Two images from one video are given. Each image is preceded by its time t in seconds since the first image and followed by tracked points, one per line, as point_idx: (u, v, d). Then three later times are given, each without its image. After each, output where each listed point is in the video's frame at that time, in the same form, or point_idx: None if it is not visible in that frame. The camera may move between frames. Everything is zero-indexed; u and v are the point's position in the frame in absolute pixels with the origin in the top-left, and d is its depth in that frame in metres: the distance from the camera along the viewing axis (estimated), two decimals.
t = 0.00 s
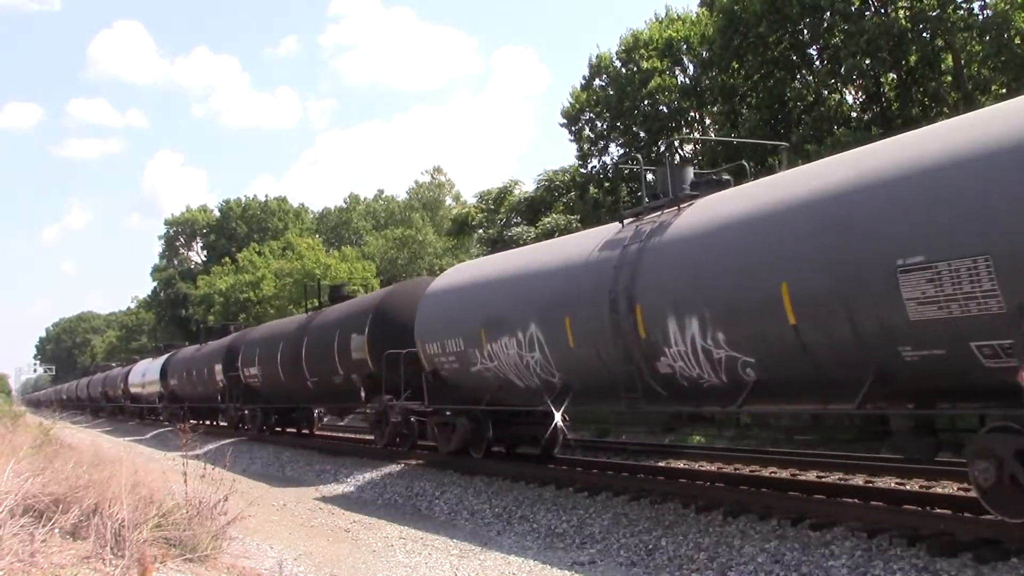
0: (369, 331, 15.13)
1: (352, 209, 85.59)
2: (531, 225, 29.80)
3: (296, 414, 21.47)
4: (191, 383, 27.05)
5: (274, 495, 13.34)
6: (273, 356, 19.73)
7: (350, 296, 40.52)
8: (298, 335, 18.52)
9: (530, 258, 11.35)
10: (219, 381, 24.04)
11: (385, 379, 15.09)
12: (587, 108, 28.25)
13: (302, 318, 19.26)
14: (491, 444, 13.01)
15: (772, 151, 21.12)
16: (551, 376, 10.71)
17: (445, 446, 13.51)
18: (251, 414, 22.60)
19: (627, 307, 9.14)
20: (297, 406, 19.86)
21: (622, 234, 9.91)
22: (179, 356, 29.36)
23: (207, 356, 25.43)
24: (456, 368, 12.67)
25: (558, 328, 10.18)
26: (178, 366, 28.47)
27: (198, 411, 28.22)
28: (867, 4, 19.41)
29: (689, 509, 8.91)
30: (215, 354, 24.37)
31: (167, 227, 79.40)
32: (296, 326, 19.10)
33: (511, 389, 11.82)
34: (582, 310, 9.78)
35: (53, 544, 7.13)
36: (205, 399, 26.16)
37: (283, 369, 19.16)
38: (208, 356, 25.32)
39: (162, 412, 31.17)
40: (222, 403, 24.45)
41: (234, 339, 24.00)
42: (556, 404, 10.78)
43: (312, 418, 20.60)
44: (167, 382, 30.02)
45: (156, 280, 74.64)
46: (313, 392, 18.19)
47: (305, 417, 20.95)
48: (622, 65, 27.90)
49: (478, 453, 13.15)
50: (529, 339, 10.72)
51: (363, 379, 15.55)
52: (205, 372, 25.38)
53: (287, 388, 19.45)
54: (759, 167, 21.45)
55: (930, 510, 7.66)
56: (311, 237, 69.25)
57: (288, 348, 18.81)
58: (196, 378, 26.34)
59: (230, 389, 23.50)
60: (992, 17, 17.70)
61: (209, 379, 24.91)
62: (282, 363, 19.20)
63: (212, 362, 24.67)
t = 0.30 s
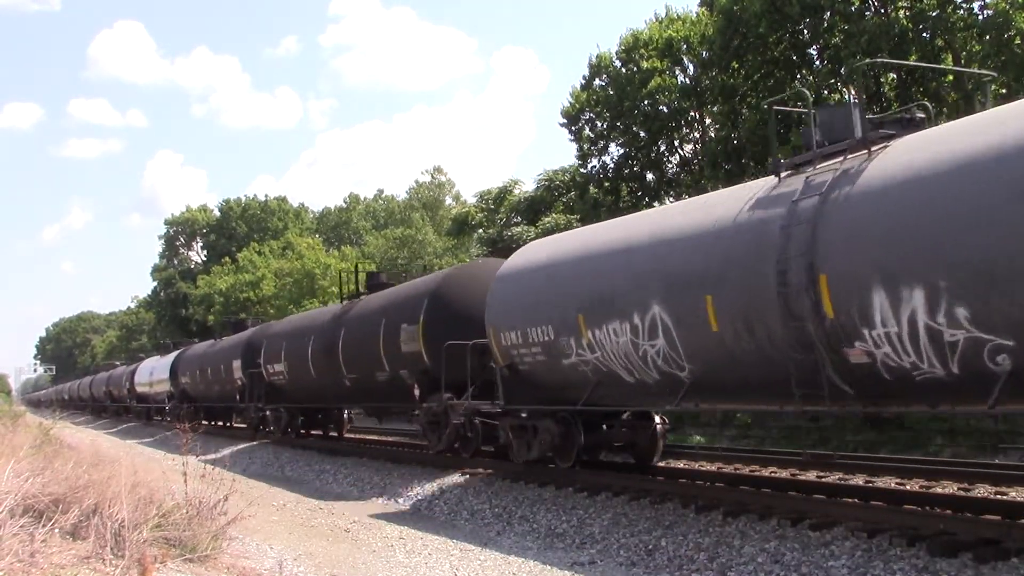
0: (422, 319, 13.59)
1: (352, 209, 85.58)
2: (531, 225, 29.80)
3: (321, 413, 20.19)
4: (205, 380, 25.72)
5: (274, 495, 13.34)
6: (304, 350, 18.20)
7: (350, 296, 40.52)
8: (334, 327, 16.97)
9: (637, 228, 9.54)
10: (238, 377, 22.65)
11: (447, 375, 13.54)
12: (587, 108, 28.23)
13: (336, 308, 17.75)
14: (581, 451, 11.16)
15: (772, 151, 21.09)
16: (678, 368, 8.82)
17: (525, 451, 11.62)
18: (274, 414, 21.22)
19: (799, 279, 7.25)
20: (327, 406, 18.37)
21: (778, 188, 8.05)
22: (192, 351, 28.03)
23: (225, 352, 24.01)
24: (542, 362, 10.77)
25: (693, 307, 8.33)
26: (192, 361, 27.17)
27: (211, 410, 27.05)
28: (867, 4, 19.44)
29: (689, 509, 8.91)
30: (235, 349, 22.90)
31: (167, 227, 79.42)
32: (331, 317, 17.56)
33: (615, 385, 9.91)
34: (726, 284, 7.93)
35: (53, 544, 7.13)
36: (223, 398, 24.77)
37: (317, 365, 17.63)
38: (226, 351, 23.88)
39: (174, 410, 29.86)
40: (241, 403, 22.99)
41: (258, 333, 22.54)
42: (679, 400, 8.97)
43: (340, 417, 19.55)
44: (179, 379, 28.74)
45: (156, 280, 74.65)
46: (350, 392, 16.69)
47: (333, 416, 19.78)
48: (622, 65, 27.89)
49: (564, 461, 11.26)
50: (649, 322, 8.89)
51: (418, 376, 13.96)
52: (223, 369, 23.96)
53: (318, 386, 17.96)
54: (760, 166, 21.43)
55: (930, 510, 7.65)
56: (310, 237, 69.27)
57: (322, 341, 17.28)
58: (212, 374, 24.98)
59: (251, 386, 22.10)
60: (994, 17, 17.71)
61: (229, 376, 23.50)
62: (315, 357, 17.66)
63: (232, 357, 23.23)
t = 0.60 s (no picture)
0: (493, 302, 11.87)
1: (352, 209, 85.54)
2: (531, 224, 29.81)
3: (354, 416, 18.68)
4: (222, 378, 24.24)
5: (273, 495, 13.34)
6: (343, 344, 16.49)
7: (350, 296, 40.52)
8: (379, 317, 15.29)
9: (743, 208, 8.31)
10: (260, 376, 21.09)
11: (526, 370, 11.76)
12: (587, 108, 28.22)
13: (380, 296, 16.09)
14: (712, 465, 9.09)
15: (772, 150, 21.04)
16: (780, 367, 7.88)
17: (637, 463, 9.61)
18: (301, 416, 19.63)
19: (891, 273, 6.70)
20: (364, 406, 16.76)
21: (930, 149, 6.85)
22: (208, 348, 26.58)
23: (245, 347, 22.44)
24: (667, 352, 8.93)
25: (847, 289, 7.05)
26: (208, 359, 25.75)
27: (228, 411, 25.74)
28: (867, 4, 19.43)
29: (689, 509, 8.91)
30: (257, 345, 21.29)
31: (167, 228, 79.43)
32: (374, 307, 15.89)
33: (769, 381, 8.13)
34: (879, 261, 6.76)
35: (53, 544, 7.14)
36: (244, 399, 23.26)
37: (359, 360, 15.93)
38: (247, 346, 22.30)
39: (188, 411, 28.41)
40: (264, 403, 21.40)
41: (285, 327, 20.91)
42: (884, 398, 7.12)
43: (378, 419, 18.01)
44: (193, 378, 27.31)
45: (156, 280, 74.65)
46: (396, 389, 15.03)
47: (367, 419, 18.12)
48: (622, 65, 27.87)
49: (687, 476, 9.29)
50: (842, 296, 7.11)
51: (489, 372, 12.23)
52: (242, 366, 22.41)
53: (357, 384, 16.30)
54: (759, 166, 21.40)
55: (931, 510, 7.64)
56: (310, 237, 69.24)
57: (364, 333, 15.61)
58: (231, 373, 23.49)
59: (274, 385, 20.52)
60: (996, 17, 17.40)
61: (250, 374, 21.89)
62: (354, 353, 16.00)
63: (254, 352, 21.65)
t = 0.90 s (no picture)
0: (595, 280, 9.94)
1: (352, 209, 85.49)
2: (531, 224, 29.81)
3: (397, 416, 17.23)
4: (243, 376, 22.74)
5: (273, 495, 13.34)
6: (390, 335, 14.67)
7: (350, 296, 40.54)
8: (435, 305, 13.47)
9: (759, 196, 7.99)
10: (288, 373, 19.43)
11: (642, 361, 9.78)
12: (587, 108, 28.23)
13: (432, 281, 14.29)
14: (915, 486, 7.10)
15: (773, 150, 21.04)
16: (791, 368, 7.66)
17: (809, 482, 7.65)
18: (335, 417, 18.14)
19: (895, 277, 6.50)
20: (411, 406, 15.05)
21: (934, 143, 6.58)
22: (227, 343, 25.05)
23: (271, 341, 20.76)
24: (866, 338, 6.83)
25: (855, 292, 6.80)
26: (228, 355, 24.25)
27: (247, 411, 24.61)
28: (867, 4, 19.44)
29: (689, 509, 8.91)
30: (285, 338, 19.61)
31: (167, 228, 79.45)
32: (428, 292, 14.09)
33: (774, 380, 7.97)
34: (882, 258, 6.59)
35: (53, 543, 7.13)
36: (268, 398, 21.69)
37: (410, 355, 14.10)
38: (273, 341, 20.61)
39: (205, 410, 26.92)
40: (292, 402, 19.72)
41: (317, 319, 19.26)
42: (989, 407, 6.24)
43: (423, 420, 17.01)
44: (211, 377, 26.00)
45: (156, 280, 74.69)
46: (454, 388, 13.27)
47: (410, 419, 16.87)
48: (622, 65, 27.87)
49: (886, 499, 7.23)
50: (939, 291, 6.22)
51: (589, 368, 10.27)
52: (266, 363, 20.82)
53: (407, 381, 14.52)
54: (760, 166, 21.41)
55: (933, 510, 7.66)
56: (310, 237, 69.26)
57: (416, 322, 13.82)
58: (254, 370, 21.91)
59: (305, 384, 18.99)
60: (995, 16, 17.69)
61: (276, 372, 20.21)
62: (402, 346, 14.26)
63: (279, 347, 19.99)
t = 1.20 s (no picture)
0: (747, 247, 7.99)
1: (352, 209, 85.48)
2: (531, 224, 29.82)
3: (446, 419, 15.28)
4: (268, 374, 20.93)
5: (273, 495, 13.34)
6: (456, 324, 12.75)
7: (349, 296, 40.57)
8: (514, 288, 11.60)
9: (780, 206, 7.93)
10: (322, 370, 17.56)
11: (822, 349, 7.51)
12: (587, 108, 28.24)
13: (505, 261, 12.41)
14: None
15: (773, 150, 21.06)
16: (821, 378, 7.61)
17: None
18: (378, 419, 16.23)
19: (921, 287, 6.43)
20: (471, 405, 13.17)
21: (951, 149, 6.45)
22: (250, 339, 23.28)
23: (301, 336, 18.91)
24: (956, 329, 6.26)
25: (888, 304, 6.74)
26: (252, 351, 22.42)
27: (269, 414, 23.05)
28: (867, 4, 19.45)
29: (689, 509, 8.91)
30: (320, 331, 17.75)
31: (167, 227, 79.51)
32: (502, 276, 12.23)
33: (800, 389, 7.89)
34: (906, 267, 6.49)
35: (53, 544, 7.12)
36: (297, 399, 19.83)
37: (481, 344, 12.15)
38: (304, 333, 18.71)
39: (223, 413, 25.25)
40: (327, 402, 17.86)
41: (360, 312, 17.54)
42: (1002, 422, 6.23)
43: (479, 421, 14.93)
44: (229, 376, 24.36)
45: (156, 280, 74.74)
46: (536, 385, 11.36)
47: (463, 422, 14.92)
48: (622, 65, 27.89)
49: None
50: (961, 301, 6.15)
51: (741, 359, 8.23)
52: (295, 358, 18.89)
53: (473, 376, 12.57)
54: (759, 166, 21.44)
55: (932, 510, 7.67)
56: (310, 237, 69.29)
57: (488, 309, 11.96)
58: (280, 366, 20.05)
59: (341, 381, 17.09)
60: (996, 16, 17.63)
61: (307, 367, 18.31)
62: (469, 335, 12.38)
63: (309, 341, 18.15)
